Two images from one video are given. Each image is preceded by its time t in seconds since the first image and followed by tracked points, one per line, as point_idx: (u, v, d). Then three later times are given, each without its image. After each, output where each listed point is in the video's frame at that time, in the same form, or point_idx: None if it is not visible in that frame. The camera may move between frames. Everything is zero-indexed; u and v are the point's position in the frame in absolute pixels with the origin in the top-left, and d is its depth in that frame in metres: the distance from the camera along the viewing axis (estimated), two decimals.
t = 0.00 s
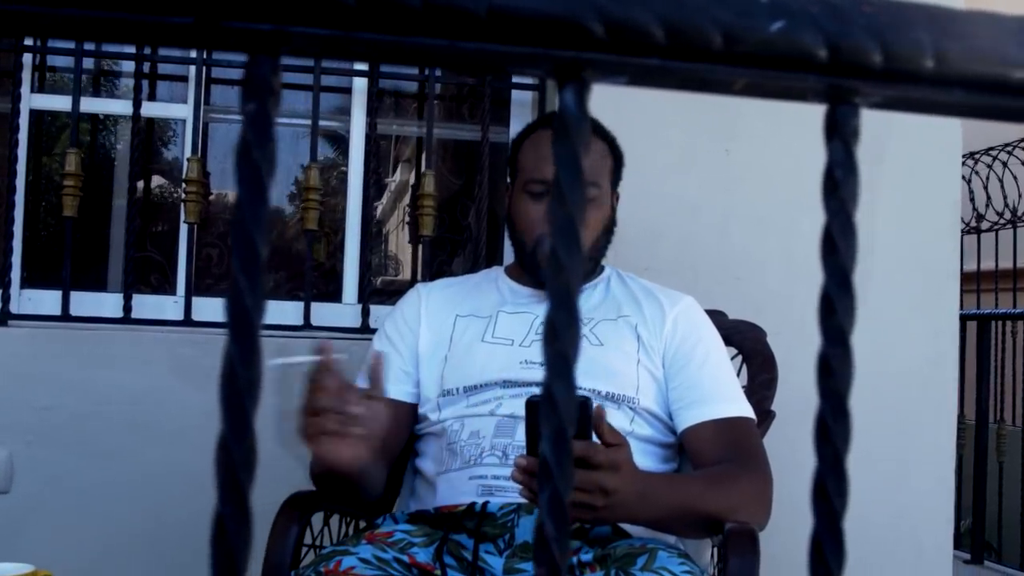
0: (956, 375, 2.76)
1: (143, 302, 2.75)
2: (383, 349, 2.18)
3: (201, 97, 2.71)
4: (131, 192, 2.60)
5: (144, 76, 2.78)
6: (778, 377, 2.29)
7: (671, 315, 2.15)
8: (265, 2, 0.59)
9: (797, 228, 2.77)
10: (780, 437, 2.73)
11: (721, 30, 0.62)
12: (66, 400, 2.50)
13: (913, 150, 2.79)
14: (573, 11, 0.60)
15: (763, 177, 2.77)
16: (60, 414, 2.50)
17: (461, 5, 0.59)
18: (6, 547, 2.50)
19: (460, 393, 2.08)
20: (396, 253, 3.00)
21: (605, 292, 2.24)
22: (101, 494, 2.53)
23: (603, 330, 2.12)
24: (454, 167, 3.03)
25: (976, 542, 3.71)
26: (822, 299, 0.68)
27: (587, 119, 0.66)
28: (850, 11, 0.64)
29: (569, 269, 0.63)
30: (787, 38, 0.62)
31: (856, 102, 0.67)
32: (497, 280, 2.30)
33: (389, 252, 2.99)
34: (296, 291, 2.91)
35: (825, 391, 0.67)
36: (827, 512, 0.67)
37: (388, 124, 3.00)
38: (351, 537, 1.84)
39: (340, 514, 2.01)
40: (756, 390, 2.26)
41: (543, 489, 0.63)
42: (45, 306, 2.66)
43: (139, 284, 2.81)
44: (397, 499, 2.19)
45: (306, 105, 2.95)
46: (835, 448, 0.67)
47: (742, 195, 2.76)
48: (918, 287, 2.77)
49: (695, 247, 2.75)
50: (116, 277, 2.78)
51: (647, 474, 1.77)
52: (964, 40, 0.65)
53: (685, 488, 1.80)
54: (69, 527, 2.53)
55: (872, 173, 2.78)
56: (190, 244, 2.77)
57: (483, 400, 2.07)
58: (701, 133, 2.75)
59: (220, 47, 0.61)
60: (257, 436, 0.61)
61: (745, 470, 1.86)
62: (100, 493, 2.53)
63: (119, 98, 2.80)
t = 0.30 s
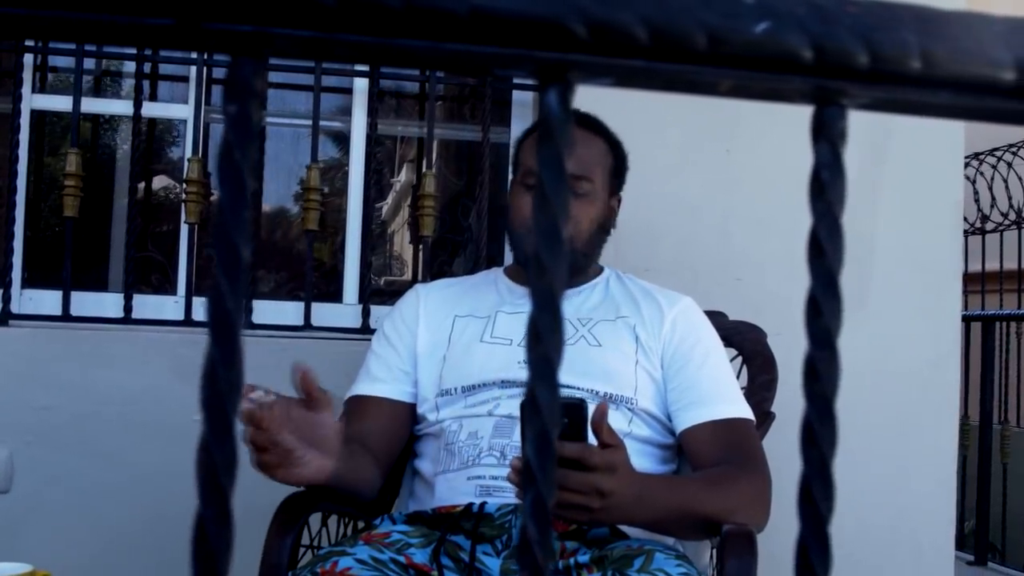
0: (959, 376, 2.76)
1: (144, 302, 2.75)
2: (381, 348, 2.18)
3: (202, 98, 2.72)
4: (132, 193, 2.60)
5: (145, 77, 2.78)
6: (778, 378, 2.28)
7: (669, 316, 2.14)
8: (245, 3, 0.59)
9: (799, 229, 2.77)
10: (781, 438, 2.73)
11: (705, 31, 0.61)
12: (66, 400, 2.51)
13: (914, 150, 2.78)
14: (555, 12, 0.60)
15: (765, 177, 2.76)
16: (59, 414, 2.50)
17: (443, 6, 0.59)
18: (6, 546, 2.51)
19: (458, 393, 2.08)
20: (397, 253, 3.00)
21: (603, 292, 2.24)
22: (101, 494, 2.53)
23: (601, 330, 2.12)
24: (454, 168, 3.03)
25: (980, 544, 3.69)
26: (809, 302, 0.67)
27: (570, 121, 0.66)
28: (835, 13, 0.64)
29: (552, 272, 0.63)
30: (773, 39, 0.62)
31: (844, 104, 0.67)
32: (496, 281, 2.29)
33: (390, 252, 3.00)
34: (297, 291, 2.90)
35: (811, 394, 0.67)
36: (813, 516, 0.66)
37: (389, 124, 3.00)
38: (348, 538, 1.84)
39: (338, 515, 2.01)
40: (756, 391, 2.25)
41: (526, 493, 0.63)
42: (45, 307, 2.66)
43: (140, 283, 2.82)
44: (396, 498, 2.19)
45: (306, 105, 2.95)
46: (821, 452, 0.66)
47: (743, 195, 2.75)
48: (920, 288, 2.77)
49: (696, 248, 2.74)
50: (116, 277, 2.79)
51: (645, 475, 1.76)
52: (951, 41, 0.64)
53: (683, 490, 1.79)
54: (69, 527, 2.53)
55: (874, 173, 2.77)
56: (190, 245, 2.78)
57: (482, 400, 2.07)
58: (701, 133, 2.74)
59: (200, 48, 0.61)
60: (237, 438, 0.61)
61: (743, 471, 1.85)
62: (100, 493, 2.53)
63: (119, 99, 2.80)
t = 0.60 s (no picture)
0: (965, 378, 2.74)
1: (147, 303, 2.76)
2: (385, 349, 2.18)
3: (205, 98, 2.70)
4: (137, 194, 2.62)
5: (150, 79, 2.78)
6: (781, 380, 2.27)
7: (671, 318, 2.13)
8: (231, 6, 0.58)
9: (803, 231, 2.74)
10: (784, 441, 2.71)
11: (692, 32, 0.61)
12: (69, 401, 2.51)
13: (918, 151, 2.77)
14: (541, 13, 0.60)
15: (768, 178, 2.75)
16: (62, 414, 2.51)
17: (430, 7, 0.59)
18: (8, 547, 2.51)
19: (460, 393, 2.08)
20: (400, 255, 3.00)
21: (603, 296, 2.23)
22: (103, 494, 2.54)
23: (604, 332, 2.11)
24: (458, 169, 3.03)
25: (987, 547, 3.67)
26: (799, 305, 0.67)
27: (558, 123, 0.65)
28: (825, 13, 0.63)
29: (539, 275, 0.63)
30: (762, 39, 0.62)
31: (834, 105, 0.66)
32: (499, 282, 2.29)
33: (393, 254, 3.00)
34: (299, 292, 2.93)
35: (800, 397, 0.67)
36: (803, 518, 0.66)
37: (393, 125, 3.00)
38: (348, 539, 1.85)
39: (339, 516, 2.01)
40: (759, 393, 2.24)
41: (513, 497, 0.63)
42: (49, 308, 2.66)
43: (143, 284, 2.83)
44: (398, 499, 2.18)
45: (310, 106, 2.92)
46: (811, 456, 0.66)
47: (747, 196, 2.75)
48: (925, 289, 2.76)
49: (699, 249, 2.73)
50: (120, 278, 2.80)
51: (646, 477, 1.76)
52: (942, 42, 0.64)
53: (684, 492, 1.78)
54: (72, 527, 2.54)
55: (878, 174, 2.76)
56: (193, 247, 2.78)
57: (484, 401, 2.06)
58: (704, 134, 2.74)
59: (188, 50, 0.61)
60: (224, 441, 0.61)
61: (745, 474, 1.84)
62: (102, 493, 2.54)
63: (122, 99, 2.79)
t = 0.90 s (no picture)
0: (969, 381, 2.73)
1: (149, 306, 2.75)
2: (386, 352, 2.18)
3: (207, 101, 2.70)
4: (139, 197, 2.62)
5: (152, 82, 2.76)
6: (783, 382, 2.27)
7: (672, 320, 2.13)
8: (214, 10, 0.58)
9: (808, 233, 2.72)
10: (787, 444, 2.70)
11: (676, 35, 0.61)
12: (71, 404, 2.52)
13: (922, 152, 2.76)
14: (524, 17, 0.60)
15: (771, 180, 2.75)
16: (64, 417, 2.52)
17: (412, 11, 0.59)
18: (11, 550, 2.52)
19: (461, 395, 2.08)
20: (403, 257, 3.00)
21: (604, 298, 2.23)
22: (105, 497, 2.54)
23: (605, 334, 2.11)
24: (461, 172, 3.03)
25: (993, 550, 3.66)
26: (785, 308, 0.67)
27: (541, 127, 0.65)
28: (809, 16, 0.63)
29: (522, 280, 0.63)
30: (746, 43, 0.61)
31: (821, 108, 0.66)
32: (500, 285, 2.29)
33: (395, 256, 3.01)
34: (301, 294, 2.96)
35: (787, 401, 0.66)
36: (789, 522, 0.66)
37: (396, 127, 3.01)
38: (348, 542, 1.84)
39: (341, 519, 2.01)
40: (761, 395, 2.24)
41: (497, 500, 0.63)
42: (51, 311, 2.67)
43: (147, 287, 2.84)
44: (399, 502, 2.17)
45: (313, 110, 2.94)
46: (798, 460, 0.66)
47: (749, 198, 2.74)
48: (929, 291, 2.75)
49: (701, 251, 2.73)
50: (123, 282, 2.80)
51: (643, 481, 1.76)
52: (928, 44, 0.63)
53: (683, 497, 1.77)
54: (75, 529, 2.54)
55: (881, 176, 2.75)
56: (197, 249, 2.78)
57: (485, 403, 2.06)
58: (707, 136, 2.73)
59: (171, 55, 0.61)
60: (207, 446, 0.61)
61: (745, 476, 1.83)
62: (104, 496, 2.54)
63: (126, 103, 2.81)
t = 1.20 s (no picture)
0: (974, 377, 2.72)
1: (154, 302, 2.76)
2: (390, 348, 2.18)
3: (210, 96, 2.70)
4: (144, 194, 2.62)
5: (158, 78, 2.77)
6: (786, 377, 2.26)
7: (675, 315, 2.13)
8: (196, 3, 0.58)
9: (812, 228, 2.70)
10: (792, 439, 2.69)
11: (661, 26, 0.60)
12: (76, 400, 2.53)
13: (927, 147, 2.74)
14: (507, 10, 0.59)
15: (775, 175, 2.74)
16: (69, 413, 2.52)
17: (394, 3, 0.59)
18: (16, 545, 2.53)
19: (463, 390, 2.08)
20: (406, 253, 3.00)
21: (607, 293, 2.22)
22: (110, 493, 2.55)
23: (608, 330, 2.11)
24: (466, 169, 3.03)
25: (1000, 545, 3.64)
26: (773, 301, 0.67)
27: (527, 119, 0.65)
28: (796, 7, 0.63)
29: (508, 275, 0.63)
30: (731, 34, 0.61)
31: (810, 100, 0.66)
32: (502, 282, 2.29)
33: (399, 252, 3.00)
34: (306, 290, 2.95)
35: (776, 394, 0.66)
36: (778, 516, 0.66)
37: (397, 124, 2.99)
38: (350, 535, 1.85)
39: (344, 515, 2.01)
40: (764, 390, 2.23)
41: (483, 493, 0.63)
42: (56, 308, 2.69)
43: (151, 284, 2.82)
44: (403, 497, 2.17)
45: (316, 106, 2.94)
46: (786, 453, 0.66)
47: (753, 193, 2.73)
48: (934, 286, 2.73)
49: (705, 246, 2.72)
50: (128, 278, 2.81)
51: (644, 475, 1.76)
52: (916, 34, 0.63)
53: (684, 492, 1.76)
54: (80, 525, 2.55)
55: (886, 170, 2.74)
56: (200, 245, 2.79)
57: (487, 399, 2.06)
58: (711, 131, 2.72)
59: (155, 48, 0.61)
60: (191, 441, 0.61)
61: (747, 470, 1.82)
62: (109, 492, 2.55)
63: (130, 100, 2.81)
